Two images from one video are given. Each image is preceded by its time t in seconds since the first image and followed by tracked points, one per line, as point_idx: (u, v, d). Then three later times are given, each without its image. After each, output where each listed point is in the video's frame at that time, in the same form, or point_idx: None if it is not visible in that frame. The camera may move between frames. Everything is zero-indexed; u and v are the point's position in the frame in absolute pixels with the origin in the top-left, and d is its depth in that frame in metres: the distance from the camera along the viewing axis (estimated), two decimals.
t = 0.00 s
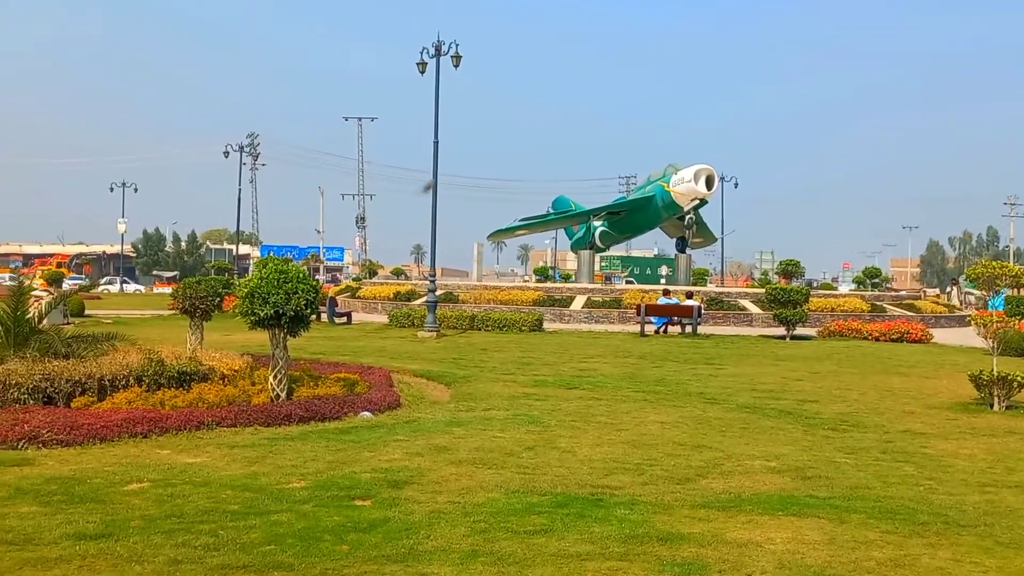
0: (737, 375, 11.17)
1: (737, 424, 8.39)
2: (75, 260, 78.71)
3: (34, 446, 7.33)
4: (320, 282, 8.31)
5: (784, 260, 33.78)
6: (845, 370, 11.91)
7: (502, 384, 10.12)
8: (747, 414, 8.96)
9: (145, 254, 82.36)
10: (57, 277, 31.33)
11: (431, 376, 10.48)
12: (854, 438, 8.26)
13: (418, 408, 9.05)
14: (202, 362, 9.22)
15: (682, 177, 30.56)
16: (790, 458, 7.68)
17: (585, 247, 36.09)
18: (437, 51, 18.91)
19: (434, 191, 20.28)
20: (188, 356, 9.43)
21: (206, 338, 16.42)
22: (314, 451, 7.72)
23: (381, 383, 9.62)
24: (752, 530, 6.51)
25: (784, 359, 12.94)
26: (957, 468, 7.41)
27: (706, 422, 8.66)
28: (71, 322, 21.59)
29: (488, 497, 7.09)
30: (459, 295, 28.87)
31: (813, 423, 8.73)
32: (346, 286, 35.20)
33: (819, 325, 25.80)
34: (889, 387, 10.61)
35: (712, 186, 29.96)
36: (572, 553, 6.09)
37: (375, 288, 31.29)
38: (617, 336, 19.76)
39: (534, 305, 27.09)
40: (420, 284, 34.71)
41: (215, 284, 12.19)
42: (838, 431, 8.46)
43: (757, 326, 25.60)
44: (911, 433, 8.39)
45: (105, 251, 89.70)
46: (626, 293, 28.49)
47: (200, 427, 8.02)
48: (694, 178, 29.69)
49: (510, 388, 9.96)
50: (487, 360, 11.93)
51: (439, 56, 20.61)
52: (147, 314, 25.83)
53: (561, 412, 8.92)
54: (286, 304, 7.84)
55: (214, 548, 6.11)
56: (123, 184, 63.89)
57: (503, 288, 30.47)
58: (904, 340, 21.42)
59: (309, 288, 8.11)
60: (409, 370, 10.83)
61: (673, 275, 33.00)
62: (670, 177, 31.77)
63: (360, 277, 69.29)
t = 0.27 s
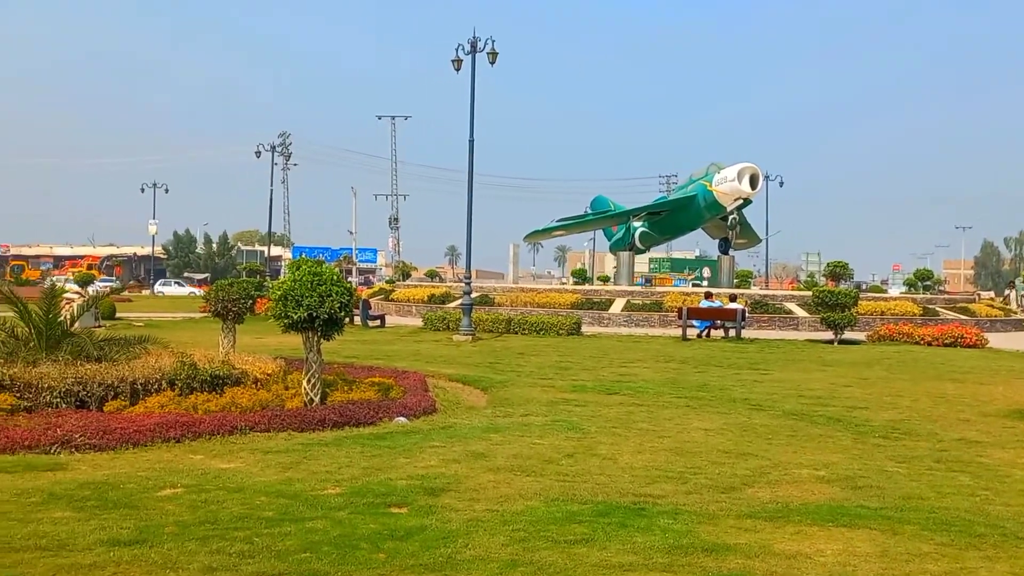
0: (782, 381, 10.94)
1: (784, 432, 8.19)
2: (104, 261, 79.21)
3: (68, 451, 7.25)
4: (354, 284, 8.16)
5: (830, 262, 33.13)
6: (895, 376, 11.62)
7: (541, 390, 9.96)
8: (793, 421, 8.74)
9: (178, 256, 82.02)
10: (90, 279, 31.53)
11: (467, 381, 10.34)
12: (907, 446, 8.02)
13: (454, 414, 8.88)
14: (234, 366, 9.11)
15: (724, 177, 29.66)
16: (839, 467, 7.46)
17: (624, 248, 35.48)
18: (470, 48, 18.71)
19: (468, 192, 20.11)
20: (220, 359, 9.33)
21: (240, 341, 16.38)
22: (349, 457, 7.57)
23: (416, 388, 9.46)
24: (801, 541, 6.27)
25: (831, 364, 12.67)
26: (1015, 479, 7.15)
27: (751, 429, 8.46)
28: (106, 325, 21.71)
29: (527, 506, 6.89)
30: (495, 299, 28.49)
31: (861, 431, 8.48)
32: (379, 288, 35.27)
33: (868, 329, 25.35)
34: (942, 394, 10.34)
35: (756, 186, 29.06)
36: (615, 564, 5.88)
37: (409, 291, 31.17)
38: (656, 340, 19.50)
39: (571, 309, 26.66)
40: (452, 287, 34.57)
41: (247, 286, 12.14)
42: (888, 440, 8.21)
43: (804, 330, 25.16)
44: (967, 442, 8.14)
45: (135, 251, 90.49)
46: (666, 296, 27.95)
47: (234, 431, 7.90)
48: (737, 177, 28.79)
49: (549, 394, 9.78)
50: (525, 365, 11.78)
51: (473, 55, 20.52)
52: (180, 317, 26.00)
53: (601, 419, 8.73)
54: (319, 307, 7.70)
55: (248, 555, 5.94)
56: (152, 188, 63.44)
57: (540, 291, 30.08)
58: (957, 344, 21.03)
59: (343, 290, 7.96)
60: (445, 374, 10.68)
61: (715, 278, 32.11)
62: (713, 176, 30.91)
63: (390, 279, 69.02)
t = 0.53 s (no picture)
0: (821, 385, 10.77)
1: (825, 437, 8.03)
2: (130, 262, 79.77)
3: (98, 452, 7.19)
4: (385, 284, 8.05)
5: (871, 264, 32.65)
6: (939, 380, 11.39)
7: (574, 393, 9.85)
8: (834, 426, 8.59)
9: (205, 256, 80.94)
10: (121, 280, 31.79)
11: (499, 383, 10.24)
12: (952, 452, 7.84)
13: (486, 416, 8.77)
14: (264, 367, 9.03)
15: (762, 175, 29.33)
16: (882, 473, 7.29)
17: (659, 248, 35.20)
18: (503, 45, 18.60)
19: (499, 192, 20.00)
20: (250, 360, 9.25)
21: (271, 342, 16.39)
22: (381, 460, 7.46)
23: (448, 391, 9.35)
24: (844, 549, 6.08)
25: (873, 368, 12.47)
26: None
27: (791, 434, 8.31)
28: (139, 325, 21.87)
29: (561, 510, 6.76)
30: (527, 299, 28.16)
31: (904, 437, 8.30)
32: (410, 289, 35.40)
33: (911, 333, 24.96)
34: (989, 399, 10.12)
35: (794, 184, 28.72)
36: (652, 570, 5.73)
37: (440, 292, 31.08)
38: (690, 341, 19.32)
39: (605, 310, 26.42)
40: (483, 288, 34.54)
41: (276, 286, 12.08)
42: (932, 445, 8.02)
43: (845, 331, 24.62)
44: (1015, 448, 7.93)
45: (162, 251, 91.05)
46: (702, 298, 27.62)
47: (264, 433, 7.82)
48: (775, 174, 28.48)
49: (582, 397, 9.67)
50: (558, 367, 11.68)
51: (505, 54, 20.48)
52: (211, 318, 26.18)
53: (637, 422, 8.59)
54: (350, 307, 7.60)
55: (279, 558, 5.84)
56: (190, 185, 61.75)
57: (574, 292, 29.86)
58: (1002, 347, 20.65)
59: (374, 290, 7.85)
60: (476, 377, 10.58)
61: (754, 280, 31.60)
62: (749, 175, 30.35)
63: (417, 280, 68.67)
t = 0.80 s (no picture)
0: (872, 389, 10.60)
1: (877, 442, 7.90)
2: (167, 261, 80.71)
3: (142, 452, 7.20)
4: (427, 285, 7.98)
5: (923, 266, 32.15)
6: (994, 384, 11.15)
7: (619, 395, 9.78)
8: (886, 430, 8.45)
9: (247, 256, 84.03)
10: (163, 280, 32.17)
11: (542, 386, 10.20)
12: (1009, 458, 7.66)
13: (530, 419, 8.70)
14: (306, 368, 9.01)
15: (810, 174, 28.78)
16: (936, 479, 7.14)
17: (704, 248, 34.93)
18: (546, 43, 18.51)
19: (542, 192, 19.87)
20: (293, 361, 9.24)
21: (314, 343, 16.48)
22: (424, 463, 7.41)
23: (491, 394, 9.25)
24: (898, 556, 5.93)
25: (925, 371, 12.26)
26: None
27: (842, 439, 8.19)
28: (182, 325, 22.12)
29: (607, 515, 6.67)
30: (570, 300, 28.23)
31: (959, 442, 8.13)
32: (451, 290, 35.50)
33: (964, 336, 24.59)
34: None
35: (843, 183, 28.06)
36: None
37: (482, 292, 31.10)
38: (737, 343, 19.17)
39: (650, 311, 26.28)
40: (525, 288, 34.58)
41: (318, 288, 12.05)
42: (988, 451, 7.85)
43: (895, 334, 24.36)
44: None
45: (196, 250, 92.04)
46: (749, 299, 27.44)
47: (307, 435, 7.80)
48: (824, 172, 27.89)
49: (627, 399, 9.59)
50: (602, 369, 11.63)
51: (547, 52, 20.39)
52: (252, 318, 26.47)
53: (683, 426, 8.51)
54: (393, 308, 7.55)
55: (324, 561, 5.79)
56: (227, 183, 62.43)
57: (617, 293, 29.70)
58: None
59: (416, 291, 7.79)
60: (519, 378, 10.54)
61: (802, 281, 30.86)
62: (798, 174, 29.99)
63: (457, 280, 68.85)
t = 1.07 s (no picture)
0: (936, 393, 10.42)
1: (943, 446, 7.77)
2: (213, 261, 81.78)
3: (201, 452, 7.26)
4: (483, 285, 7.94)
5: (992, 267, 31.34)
6: None
7: (675, 398, 9.73)
8: (952, 435, 8.31)
9: (304, 258, 79.36)
10: (219, 280, 32.68)
11: (598, 388, 10.19)
12: None
13: (586, 421, 8.65)
14: (362, 369, 9.04)
15: (871, 172, 28.41)
16: (1004, 485, 6.99)
17: (763, 249, 34.63)
18: (602, 41, 18.42)
19: (597, 191, 19.71)
20: (349, 362, 9.27)
21: (368, 344, 16.60)
22: (481, 465, 7.38)
23: (546, 394, 9.33)
24: (966, 563, 5.77)
25: (992, 375, 12.01)
26: None
27: (906, 443, 8.08)
28: (237, 325, 22.48)
29: (666, 519, 6.59)
30: (626, 301, 28.32)
31: None
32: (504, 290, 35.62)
33: None
34: None
35: (907, 181, 27.68)
36: None
37: (538, 293, 31.12)
38: (796, 345, 19.01)
39: (707, 313, 26.11)
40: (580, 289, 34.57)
41: (372, 289, 12.11)
42: None
43: (960, 336, 23.84)
44: None
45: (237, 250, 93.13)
46: (808, 300, 27.14)
47: (363, 436, 7.81)
48: (887, 170, 27.56)
49: (684, 402, 9.54)
50: (658, 371, 11.60)
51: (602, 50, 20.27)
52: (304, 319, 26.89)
53: (742, 429, 8.44)
54: (449, 309, 7.53)
55: (383, 562, 5.78)
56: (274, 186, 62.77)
57: (674, 294, 29.67)
58: None
59: (472, 292, 7.77)
60: (574, 381, 10.52)
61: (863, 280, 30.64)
62: (859, 172, 29.58)
63: (509, 282, 68.73)
